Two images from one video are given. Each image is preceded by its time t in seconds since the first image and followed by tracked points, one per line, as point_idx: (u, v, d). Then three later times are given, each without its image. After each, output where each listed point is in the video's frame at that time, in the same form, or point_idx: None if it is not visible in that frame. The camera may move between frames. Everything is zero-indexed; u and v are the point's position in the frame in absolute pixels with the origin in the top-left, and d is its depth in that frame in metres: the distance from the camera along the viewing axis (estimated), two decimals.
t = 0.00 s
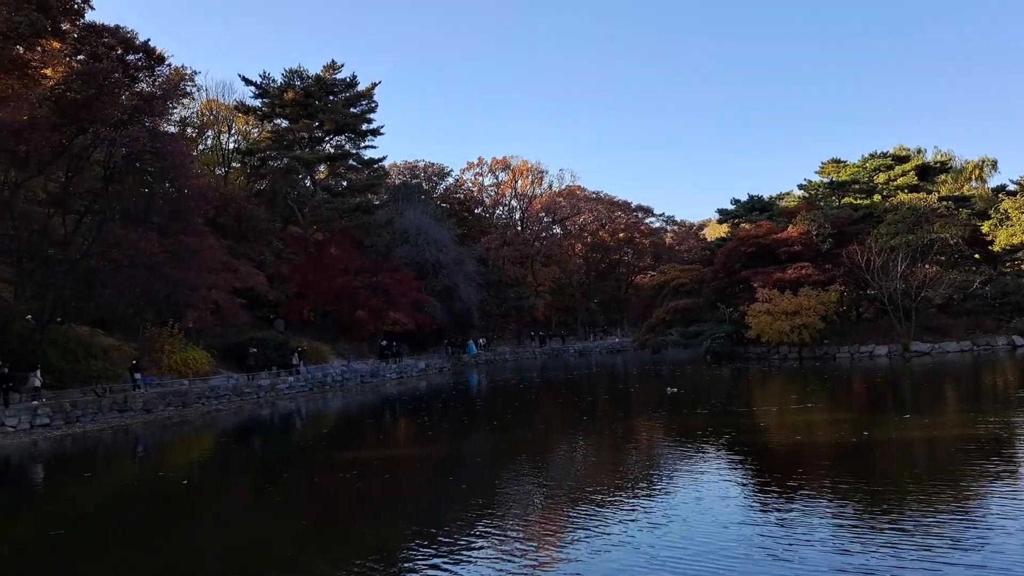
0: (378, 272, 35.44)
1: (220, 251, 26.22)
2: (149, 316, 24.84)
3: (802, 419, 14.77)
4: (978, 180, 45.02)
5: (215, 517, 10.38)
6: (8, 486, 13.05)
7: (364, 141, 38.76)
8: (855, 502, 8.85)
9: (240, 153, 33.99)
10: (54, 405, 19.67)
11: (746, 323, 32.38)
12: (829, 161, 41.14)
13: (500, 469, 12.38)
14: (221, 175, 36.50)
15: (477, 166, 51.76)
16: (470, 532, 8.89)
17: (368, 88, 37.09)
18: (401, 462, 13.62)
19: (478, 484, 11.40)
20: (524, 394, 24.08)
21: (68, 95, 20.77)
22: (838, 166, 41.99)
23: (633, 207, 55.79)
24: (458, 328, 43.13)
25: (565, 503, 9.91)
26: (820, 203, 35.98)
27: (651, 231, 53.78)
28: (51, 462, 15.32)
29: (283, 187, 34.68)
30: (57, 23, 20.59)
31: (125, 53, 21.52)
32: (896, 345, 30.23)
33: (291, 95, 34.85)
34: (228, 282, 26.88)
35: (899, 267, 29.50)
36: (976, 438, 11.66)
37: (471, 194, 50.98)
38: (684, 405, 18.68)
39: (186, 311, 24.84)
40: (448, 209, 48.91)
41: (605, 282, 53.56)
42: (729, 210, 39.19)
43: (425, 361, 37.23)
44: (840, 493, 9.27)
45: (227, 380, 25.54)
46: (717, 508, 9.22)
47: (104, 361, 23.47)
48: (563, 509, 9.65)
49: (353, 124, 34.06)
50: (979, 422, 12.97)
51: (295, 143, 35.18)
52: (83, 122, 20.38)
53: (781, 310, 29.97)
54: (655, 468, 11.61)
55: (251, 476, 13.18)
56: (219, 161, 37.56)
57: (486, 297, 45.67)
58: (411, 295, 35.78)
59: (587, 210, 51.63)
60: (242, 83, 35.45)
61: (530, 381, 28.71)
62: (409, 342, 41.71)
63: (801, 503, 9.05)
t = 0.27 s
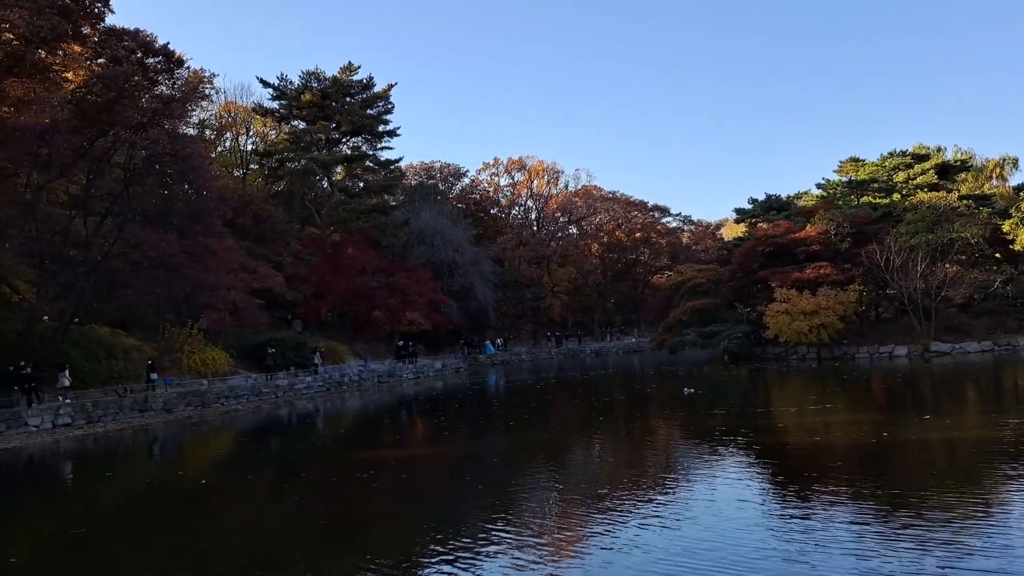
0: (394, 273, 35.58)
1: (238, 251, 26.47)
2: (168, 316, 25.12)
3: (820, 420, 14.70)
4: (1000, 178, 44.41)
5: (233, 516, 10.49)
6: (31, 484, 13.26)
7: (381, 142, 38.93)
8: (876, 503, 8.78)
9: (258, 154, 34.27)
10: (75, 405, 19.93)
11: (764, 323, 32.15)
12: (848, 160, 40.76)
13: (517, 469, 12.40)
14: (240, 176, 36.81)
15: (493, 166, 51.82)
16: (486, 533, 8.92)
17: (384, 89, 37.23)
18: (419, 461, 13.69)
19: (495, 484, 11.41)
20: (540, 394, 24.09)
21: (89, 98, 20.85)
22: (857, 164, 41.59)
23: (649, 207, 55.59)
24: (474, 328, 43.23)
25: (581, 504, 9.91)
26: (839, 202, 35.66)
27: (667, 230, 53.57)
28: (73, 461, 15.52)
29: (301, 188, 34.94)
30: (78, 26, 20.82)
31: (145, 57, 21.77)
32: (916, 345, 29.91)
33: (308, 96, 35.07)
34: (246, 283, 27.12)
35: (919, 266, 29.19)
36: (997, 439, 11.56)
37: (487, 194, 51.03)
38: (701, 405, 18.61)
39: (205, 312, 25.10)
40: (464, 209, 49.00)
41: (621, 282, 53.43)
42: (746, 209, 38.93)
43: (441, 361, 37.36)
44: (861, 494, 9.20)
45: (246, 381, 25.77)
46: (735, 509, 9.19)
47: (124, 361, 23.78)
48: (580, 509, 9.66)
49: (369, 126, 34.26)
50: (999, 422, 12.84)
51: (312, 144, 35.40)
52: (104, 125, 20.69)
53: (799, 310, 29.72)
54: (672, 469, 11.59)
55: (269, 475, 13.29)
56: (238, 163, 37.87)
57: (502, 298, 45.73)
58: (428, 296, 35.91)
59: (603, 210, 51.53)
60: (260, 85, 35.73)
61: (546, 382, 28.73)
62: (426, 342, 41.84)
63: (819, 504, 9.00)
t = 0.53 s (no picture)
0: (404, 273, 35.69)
1: (249, 252, 26.62)
2: (180, 316, 25.29)
3: (832, 420, 14.63)
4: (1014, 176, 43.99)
5: (244, 517, 10.53)
6: (45, 484, 13.35)
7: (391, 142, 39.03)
8: (888, 504, 8.74)
9: (269, 155, 34.46)
10: (88, 405, 20.09)
11: (775, 323, 32.00)
12: (860, 158, 40.54)
13: (527, 469, 12.41)
14: (251, 177, 37.03)
15: (502, 166, 51.87)
16: (495, 533, 8.90)
17: (394, 89, 37.34)
18: (429, 461, 13.73)
19: (505, 484, 11.43)
20: (551, 394, 24.09)
21: (101, 99, 20.95)
22: (868, 163, 41.33)
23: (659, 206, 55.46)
24: (484, 328, 43.28)
25: (591, 504, 9.92)
26: (851, 201, 35.46)
27: (677, 230, 53.43)
28: (86, 460, 15.67)
29: (311, 188, 35.09)
30: (90, 29, 20.98)
31: (156, 58, 21.89)
32: (929, 344, 29.70)
33: (319, 97, 35.23)
34: (257, 283, 27.27)
35: (931, 265, 28.98)
36: (1011, 438, 11.47)
37: (497, 194, 51.06)
38: (712, 405, 18.55)
39: (217, 312, 25.27)
40: (474, 209, 49.06)
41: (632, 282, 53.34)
42: (757, 208, 38.78)
43: (451, 361, 37.42)
44: (873, 494, 9.16)
45: (257, 381, 25.90)
46: (745, 509, 9.16)
47: (137, 362, 23.93)
48: (590, 509, 9.66)
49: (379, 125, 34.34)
50: (1014, 422, 12.73)
51: (322, 145, 35.56)
52: (116, 126, 20.84)
53: (810, 309, 29.57)
54: (683, 469, 11.56)
55: (280, 475, 13.36)
56: (249, 164, 38.08)
57: (512, 297, 45.76)
58: (438, 296, 35.99)
59: (613, 210, 51.46)
60: (271, 86, 35.92)
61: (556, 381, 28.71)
62: (436, 342, 41.94)
63: (831, 505, 8.96)
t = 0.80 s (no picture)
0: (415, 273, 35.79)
1: (261, 252, 26.76)
2: (192, 317, 25.46)
3: (844, 420, 14.56)
4: None
5: (256, 516, 10.55)
6: (59, 484, 13.44)
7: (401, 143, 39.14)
8: (901, 504, 8.68)
9: (280, 156, 34.65)
10: (102, 405, 20.25)
11: (786, 322, 31.85)
12: (871, 157, 40.31)
13: (538, 469, 12.40)
14: (262, 178, 37.22)
15: (512, 166, 51.89)
16: (506, 534, 8.90)
17: (404, 90, 37.43)
18: (440, 460, 13.75)
19: (515, 484, 11.43)
20: (561, 394, 24.07)
21: (115, 102, 21.17)
22: (880, 161, 41.09)
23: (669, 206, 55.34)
24: (494, 327, 43.34)
25: (602, 504, 9.89)
26: (862, 199, 35.26)
27: (687, 229, 53.30)
28: (99, 460, 15.78)
29: (322, 189, 35.23)
30: (103, 31, 21.13)
31: (169, 60, 22.00)
32: (942, 344, 29.49)
33: (329, 98, 35.37)
34: (269, 284, 27.41)
35: (943, 264, 28.78)
36: None
37: (507, 194, 51.09)
38: (723, 405, 18.50)
39: (229, 312, 25.43)
40: (484, 209, 49.12)
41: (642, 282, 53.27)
42: (768, 207, 38.62)
43: (462, 361, 37.49)
44: (886, 495, 9.10)
45: (269, 381, 26.03)
46: (757, 510, 9.12)
47: (150, 362, 24.08)
48: (601, 510, 9.64)
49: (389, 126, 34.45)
50: None
51: (333, 146, 35.70)
52: (129, 128, 21.03)
53: (822, 309, 29.40)
54: (694, 470, 11.51)
55: (291, 475, 13.41)
56: (260, 165, 38.27)
57: (522, 297, 45.79)
58: (448, 296, 36.07)
59: (623, 209, 51.39)
60: (282, 87, 36.09)
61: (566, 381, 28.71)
62: (447, 342, 42.03)
63: (843, 505, 8.91)
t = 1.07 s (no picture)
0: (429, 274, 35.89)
1: (277, 253, 26.98)
2: (210, 317, 25.69)
3: (862, 420, 14.46)
4: None
5: (272, 516, 10.66)
6: (79, 483, 13.62)
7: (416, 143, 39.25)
8: (919, 506, 8.60)
9: (296, 157, 34.88)
10: (120, 405, 20.46)
11: (803, 322, 31.62)
12: (888, 155, 39.92)
13: (553, 470, 12.40)
14: (278, 179, 37.47)
15: (527, 166, 51.91)
16: (521, 534, 8.92)
17: (418, 91, 37.54)
18: (455, 461, 13.79)
19: (530, 485, 11.44)
20: (576, 394, 24.04)
21: (133, 105, 21.58)
22: (897, 160, 40.68)
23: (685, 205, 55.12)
24: (509, 328, 43.39)
25: (617, 505, 9.89)
26: (880, 198, 34.93)
27: (703, 229, 53.05)
28: (118, 460, 15.96)
29: (337, 190, 35.46)
30: (120, 34, 21.36)
31: (185, 63, 22.10)
32: (961, 344, 29.15)
33: (344, 100, 35.55)
34: (285, 284, 27.64)
35: (962, 263, 28.44)
36: None
37: (521, 194, 51.11)
38: (740, 405, 18.42)
39: (245, 312, 25.64)
40: (499, 209, 49.16)
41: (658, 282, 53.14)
42: (785, 207, 38.38)
43: (477, 361, 37.56)
44: (904, 497, 9.02)
45: (285, 381, 26.21)
46: (773, 512, 9.07)
47: (167, 362, 24.33)
48: (616, 511, 9.63)
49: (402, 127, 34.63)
50: None
51: (348, 147, 35.88)
52: (146, 130, 21.32)
53: (839, 309, 29.15)
54: (710, 471, 11.47)
55: (307, 475, 13.50)
56: (276, 166, 38.52)
57: (537, 297, 45.80)
58: (463, 296, 36.14)
59: (638, 209, 51.25)
60: (297, 89, 36.31)
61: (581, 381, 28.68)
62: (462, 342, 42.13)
63: (860, 508, 8.84)
